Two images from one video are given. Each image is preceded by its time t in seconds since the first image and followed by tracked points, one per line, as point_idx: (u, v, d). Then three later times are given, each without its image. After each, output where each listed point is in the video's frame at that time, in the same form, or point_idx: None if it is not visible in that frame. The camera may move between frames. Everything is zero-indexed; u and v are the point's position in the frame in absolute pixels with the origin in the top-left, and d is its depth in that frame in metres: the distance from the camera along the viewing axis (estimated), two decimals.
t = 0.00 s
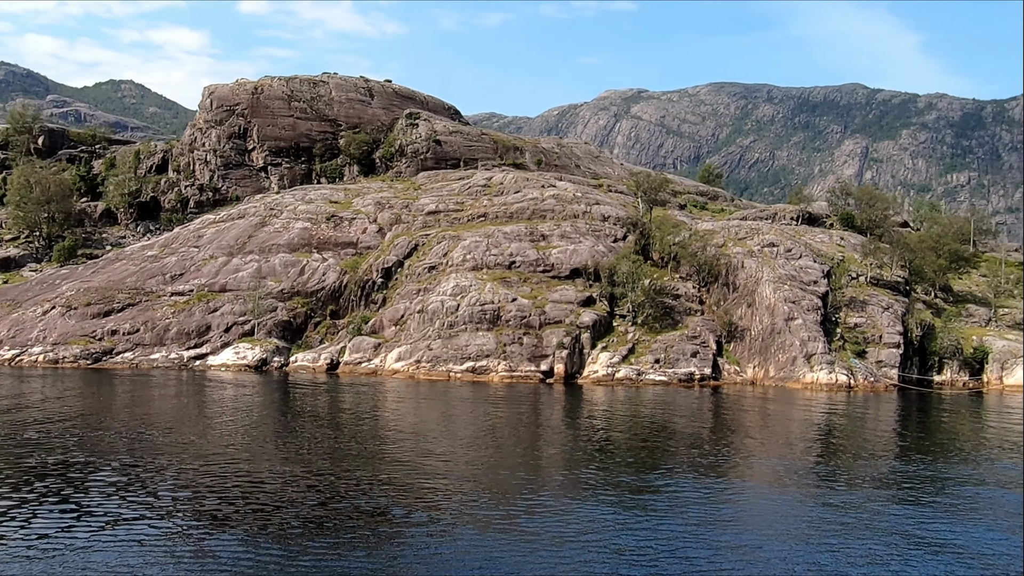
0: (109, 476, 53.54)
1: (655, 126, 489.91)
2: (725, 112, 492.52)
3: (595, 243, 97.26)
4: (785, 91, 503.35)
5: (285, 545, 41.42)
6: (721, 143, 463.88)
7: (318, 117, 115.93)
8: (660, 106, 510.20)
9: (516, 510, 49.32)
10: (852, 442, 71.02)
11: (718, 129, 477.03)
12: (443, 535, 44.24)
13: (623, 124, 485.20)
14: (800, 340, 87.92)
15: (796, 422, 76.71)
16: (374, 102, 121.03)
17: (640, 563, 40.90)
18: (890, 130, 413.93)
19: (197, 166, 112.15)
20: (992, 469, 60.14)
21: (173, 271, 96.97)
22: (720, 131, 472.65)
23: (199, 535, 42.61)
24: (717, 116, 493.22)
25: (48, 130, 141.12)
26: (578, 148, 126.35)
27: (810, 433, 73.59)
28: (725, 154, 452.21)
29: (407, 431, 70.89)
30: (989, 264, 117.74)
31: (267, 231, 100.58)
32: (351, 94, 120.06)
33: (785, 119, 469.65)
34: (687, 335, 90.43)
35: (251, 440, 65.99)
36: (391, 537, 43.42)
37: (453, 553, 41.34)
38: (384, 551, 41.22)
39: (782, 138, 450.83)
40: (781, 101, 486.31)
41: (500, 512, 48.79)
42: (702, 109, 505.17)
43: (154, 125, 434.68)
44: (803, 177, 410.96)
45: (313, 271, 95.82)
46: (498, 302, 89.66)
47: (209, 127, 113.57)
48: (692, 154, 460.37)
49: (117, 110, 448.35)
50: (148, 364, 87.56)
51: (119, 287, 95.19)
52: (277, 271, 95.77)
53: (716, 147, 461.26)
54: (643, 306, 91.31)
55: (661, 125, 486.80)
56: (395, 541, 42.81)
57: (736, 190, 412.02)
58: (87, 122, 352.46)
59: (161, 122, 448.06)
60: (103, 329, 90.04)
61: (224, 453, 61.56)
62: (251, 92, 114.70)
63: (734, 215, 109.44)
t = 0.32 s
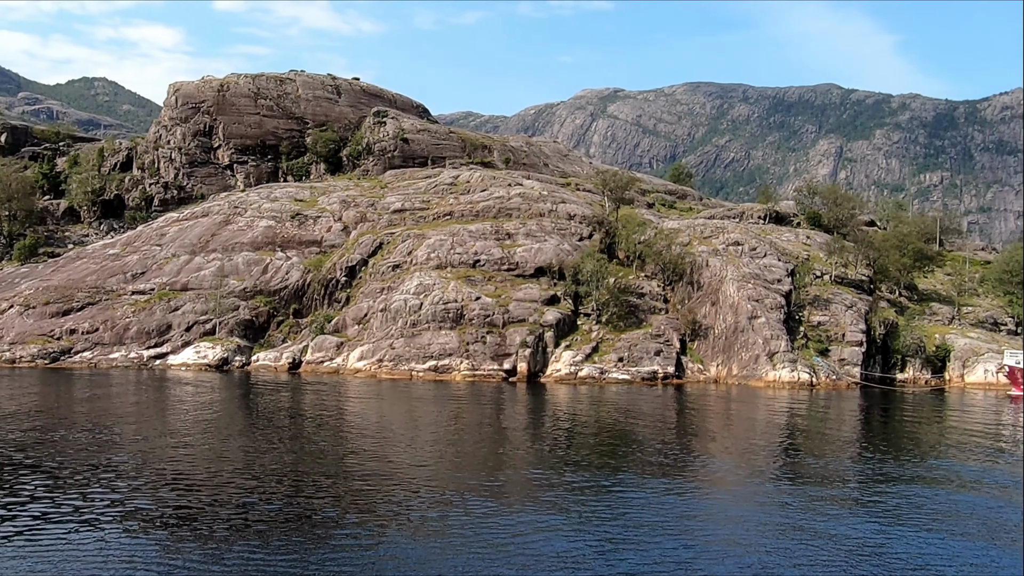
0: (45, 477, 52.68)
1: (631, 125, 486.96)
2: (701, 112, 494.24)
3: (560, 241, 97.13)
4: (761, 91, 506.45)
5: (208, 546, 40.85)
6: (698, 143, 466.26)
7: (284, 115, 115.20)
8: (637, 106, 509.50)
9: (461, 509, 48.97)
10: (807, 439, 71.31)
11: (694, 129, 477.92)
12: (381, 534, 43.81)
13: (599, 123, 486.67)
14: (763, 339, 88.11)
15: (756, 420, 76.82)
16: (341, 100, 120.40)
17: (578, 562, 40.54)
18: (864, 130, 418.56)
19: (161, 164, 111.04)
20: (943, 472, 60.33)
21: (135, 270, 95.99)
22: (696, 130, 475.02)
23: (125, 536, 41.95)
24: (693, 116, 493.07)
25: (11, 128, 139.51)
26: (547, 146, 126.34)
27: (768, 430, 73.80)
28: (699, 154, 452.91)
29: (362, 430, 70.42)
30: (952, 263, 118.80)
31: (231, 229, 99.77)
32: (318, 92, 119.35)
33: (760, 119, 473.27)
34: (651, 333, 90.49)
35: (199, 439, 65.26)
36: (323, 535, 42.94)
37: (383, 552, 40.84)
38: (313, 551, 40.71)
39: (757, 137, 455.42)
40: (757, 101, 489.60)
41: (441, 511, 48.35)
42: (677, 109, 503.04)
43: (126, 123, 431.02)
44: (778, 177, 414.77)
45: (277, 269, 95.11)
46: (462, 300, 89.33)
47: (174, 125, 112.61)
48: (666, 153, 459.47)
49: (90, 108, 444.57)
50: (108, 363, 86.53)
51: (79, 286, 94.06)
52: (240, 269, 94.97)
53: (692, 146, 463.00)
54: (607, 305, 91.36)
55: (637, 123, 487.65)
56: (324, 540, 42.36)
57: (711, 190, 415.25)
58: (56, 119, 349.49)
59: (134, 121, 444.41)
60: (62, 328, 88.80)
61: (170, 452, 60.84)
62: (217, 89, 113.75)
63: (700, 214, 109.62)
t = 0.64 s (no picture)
0: None
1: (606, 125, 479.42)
2: (677, 112, 494.93)
3: (526, 240, 96.87)
4: (737, 91, 509.61)
5: (129, 550, 40.07)
6: (675, 143, 467.61)
7: (251, 113, 114.39)
8: (614, 104, 504.37)
9: (403, 509, 48.45)
10: (765, 437, 71.37)
11: (672, 129, 480.65)
12: (312, 534, 43.12)
13: (576, 122, 480.68)
14: (726, 338, 88.18)
15: (718, 419, 76.82)
16: (309, 99, 119.54)
17: (516, 562, 40.00)
18: (838, 131, 423.02)
19: (126, 162, 109.92)
20: (897, 472, 60.45)
21: (96, 269, 94.95)
22: (671, 130, 475.89)
23: (45, 539, 41.14)
24: (669, 116, 493.37)
25: None
26: (516, 146, 126.12)
27: (728, 429, 73.82)
28: (677, 152, 456.38)
29: (316, 430, 69.67)
30: (917, 263, 119.64)
31: (195, 228, 98.87)
32: (285, 90, 118.37)
33: (736, 119, 476.73)
34: (616, 332, 90.44)
35: (147, 440, 64.37)
36: (260, 535, 42.42)
37: (310, 553, 40.16)
38: (238, 552, 40.01)
39: (733, 137, 459.00)
40: (734, 101, 492.10)
41: (380, 512, 47.68)
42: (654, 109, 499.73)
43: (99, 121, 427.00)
44: (754, 177, 418.30)
45: (240, 269, 94.32)
46: (426, 300, 88.89)
47: (139, 123, 111.63)
48: (643, 153, 457.58)
49: (63, 106, 440.29)
50: (66, 363, 85.48)
51: (38, 286, 92.92)
52: (202, 269, 94.11)
53: (668, 147, 464.96)
54: (572, 304, 91.37)
55: (614, 121, 485.57)
56: (251, 541, 41.65)
57: (687, 192, 418.05)
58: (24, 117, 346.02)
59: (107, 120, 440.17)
60: (20, 328, 87.58)
61: (119, 452, 60.08)
62: (182, 87, 112.85)
63: (669, 213, 109.60)
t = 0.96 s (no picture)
0: None
1: (585, 123, 475.14)
2: (654, 111, 493.45)
3: (492, 238, 96.52)
4: (714, 91, 512.80)
5: (59, 552, 39.31)
6: (652, 141, 465.30)
7: (218, 110, 113.49)
8: (591, 102, 503.15)
9: (340, 509, 47.64)
10: (724, 435, 71.29)
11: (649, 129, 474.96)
12: (239, 535, 42.14)
13: (554, 121, 480.37)
14: (691, 336, 88.23)
15: (680, 417, 76.84)
16: (277, 95, 118.69)
17: (452, 562, 39.45)
18: (815, 131, 427.40)
19: (91, 159, 108.82)
20: (854, 473, 60.36)
21: (57, 267, 93.85)
22: (649, 128, 477.30)
23: None
24: (647, 115, 491.20)
25: None
26: (486, 144, 125.93)
27: (689, 427, 73.86)
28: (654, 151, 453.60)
29: (266, 429, 68.74)
30: (885, 261, 120.30)
31: (158, 225, 97.89)
32: (253, 87, 117.42)
33: (713, 119, 479.73)
34: (581, 331, 90.32)
35: (89, 439, 63.13)
36: (200, 535, 41.83)
37: (232, 555, 39.17)
38: (162, 554, 39.18)
39: (710, 137, 461.89)
40: (710, 100, 495.65)
41: (314, 512, 46.84)
42: (631, 108, 497.02)
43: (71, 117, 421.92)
44: (731, 177, 420.88)
45: (203, 267, 93.44)
46: (390, 298, 88.40)
47: (104, 119, 110.56)
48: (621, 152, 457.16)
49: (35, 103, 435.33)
50: (24, 362, 84.41)
51: None
52: (165, 266, 93.13)
53: (646, 146, 465.71)
54: (538, 302, 91.19)
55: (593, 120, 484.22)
56: (172, 544, 40.57)
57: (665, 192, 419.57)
58: None
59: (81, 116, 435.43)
60: None
61: (70, 451, 59.23)
62: (149, 83, 111.81)
63: (639, 212, 109.72)
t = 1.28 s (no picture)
0: None
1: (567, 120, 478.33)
2: (633, 111, 495.41)
3: (460, 237, 96.15)
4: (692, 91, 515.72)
5: None
6: (630, 140, 467.27)
7: (186, 107, 112.70)
8: (569, 100, 503.11)
9: (284, 506, 46.91)
10: (685, 434, 71.15)
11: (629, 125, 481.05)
12: (170, 535, 41.18)
13: (532, 121, 479.65)
14: (658, 334, 88.23)
15: (644, 415, 76.73)
16: (246, 92, 118.03)
17: (395, 559, 38.92)
18: (793, 131, 432.01)
19: (56, 155, 107.64)
20: (813, 470, 60.20)
21: (19, 264, 92.75)
22: (628, 127, 477.60)
23: None
24: (624, 113, 492.53)
25: None
26: (458, 142, 125.93)
27: (652, 425, 73.80)
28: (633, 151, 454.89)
29: (222, 427, 67.76)
30: (854, 260, 120.79)
31: (123, 223, 96.84)
32: (222, 84, 116.68)
33: (692, 118, 482.45)
34: (547, 329, 90.14)
35: (35, 437, 61.92)
36: (139, 534, 41.14)
37: (158, 554, 38.28)
38: (97, 553, 38.51)
39: (688, 136, 463.42)
40: (688, 100, 498.75)
41: (256, 510, 45.97)
42: (610, 106, 497.77)
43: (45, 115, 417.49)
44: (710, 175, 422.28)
45: (167, 264, 92.53)
46: (355, 296, 87.90)
47: (70, 116, 109.48)
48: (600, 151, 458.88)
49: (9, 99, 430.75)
50: None
51: None
52: (128, 264, 92.06)
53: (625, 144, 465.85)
54: (505, 301, 90.95)
55: (572, 119, 484.52)
56: (99, 545, 39.61)
57: (645, 191, 420.12)
58: None
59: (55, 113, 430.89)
60: None
61: (19, 450, 58.26)
62: (116, 79, 110.83)
63: (610, 210, 109.78)
